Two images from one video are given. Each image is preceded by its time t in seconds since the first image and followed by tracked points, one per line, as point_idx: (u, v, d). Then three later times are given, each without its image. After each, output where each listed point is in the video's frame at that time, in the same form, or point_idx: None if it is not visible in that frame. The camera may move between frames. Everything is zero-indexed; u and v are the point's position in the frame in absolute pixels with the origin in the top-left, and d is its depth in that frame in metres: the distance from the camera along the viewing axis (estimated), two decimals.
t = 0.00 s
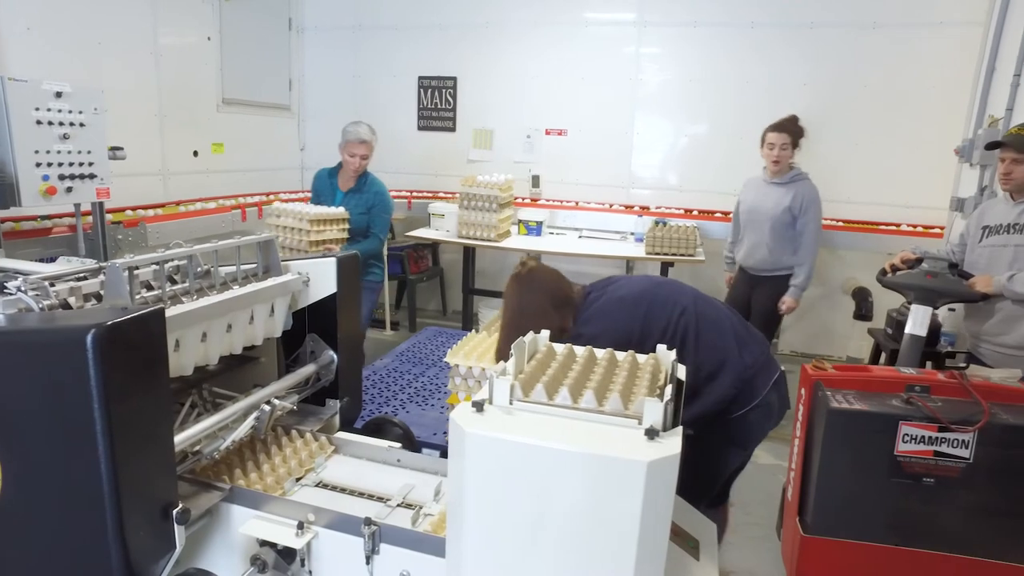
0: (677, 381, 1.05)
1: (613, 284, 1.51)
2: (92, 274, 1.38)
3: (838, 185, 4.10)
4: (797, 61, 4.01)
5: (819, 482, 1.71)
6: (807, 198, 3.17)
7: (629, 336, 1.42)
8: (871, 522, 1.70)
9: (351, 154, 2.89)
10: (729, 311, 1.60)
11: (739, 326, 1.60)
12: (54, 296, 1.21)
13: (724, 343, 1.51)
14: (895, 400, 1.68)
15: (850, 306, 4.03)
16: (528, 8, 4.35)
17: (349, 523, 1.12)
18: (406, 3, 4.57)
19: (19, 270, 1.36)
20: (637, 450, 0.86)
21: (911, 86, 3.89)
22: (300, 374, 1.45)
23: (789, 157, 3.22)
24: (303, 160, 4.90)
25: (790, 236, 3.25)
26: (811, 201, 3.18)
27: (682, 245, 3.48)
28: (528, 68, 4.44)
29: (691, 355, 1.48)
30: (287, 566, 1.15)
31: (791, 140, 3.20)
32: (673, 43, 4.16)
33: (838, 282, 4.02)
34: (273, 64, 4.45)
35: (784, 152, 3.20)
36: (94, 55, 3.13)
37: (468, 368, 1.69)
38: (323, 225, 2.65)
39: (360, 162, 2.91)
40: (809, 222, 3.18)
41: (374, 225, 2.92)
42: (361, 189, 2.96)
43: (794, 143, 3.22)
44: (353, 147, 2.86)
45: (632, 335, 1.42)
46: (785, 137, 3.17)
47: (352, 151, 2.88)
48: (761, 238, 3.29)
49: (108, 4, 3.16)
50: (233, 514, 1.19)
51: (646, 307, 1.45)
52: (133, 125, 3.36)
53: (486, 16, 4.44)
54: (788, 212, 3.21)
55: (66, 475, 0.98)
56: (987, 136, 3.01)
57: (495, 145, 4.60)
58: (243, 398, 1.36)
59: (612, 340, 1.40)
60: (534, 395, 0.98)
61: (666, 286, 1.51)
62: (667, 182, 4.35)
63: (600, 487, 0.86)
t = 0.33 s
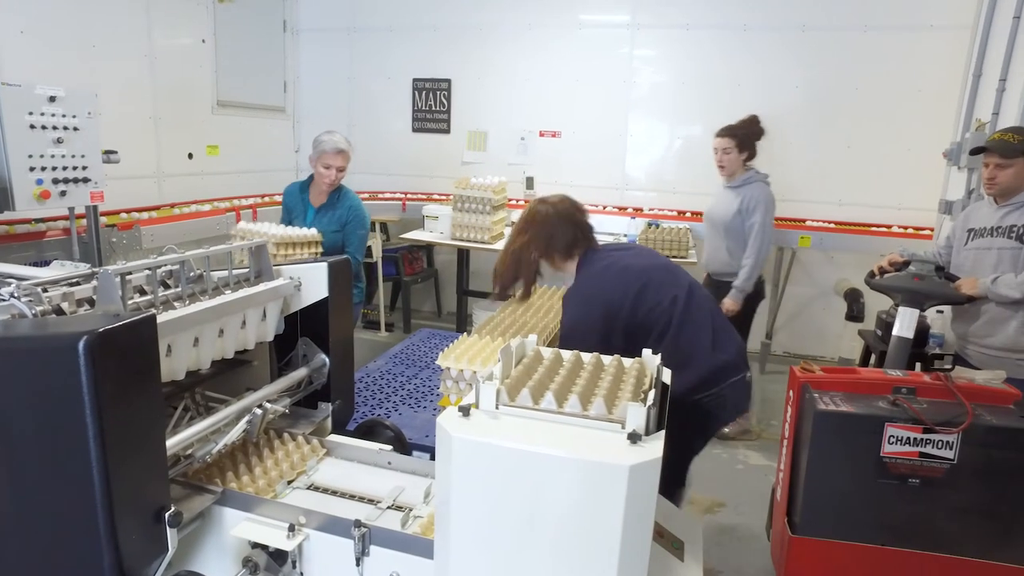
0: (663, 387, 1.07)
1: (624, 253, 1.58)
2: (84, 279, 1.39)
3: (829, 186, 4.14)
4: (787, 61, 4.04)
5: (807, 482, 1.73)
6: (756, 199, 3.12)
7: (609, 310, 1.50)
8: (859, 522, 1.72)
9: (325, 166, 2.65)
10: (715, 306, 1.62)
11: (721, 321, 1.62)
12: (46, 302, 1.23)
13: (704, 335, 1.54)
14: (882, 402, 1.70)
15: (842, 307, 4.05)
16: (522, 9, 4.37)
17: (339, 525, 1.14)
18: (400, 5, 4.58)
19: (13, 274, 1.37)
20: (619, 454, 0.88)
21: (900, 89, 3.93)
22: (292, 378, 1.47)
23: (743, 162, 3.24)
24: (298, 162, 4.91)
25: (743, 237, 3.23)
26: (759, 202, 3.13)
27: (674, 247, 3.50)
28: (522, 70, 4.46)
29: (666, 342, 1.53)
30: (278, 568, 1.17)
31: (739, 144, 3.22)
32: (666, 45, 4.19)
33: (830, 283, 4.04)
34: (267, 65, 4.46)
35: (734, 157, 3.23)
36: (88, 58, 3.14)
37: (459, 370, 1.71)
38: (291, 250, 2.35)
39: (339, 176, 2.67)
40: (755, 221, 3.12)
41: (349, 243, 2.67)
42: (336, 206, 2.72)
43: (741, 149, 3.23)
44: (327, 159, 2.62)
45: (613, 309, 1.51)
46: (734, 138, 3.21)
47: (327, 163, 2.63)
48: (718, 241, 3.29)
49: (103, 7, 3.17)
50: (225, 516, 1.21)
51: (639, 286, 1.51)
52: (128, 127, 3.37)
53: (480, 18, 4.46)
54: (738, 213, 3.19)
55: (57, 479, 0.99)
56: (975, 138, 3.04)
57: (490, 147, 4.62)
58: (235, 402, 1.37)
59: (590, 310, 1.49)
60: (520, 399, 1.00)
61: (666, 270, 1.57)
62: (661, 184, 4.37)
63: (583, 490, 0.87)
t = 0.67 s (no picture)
0: (663, 389, 1.09)
1: (638, 234, 1.91)
2: (86, 283, 1.40)
3: (826, 187, 4.16)
4: (784, 63, 4.07)
5: (803, 483, 1.75)
6: (698, 198, 3.13)
7: (608, 277, 1.87)
8: (855, 522, 1.73)
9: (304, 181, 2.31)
10: (702, 295, 1.95)
11: (702, 309, 1.95)
12: (48, 306, 1.24)
13: (678, 316, 1.87)
14: (878, 404, 1.71)
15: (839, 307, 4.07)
16: (521, 11, 4.38)
17: (340, 527, 1.14)
18: (397, 5, 4.59)
19: (14, 278, 1.37)
20: (619, 457, 0.89)
21: (896, 91, 3.95)
22: (292, 380, 1.47)
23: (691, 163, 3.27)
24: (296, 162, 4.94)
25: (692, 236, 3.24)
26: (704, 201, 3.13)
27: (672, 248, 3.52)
28: (520, 71, 4.47)
29: (649, 312, 1.87)
30: (280, 570, 1.17)
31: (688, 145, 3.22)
32: (665, 47, 4.20)
33: (826, 283, 4.06)
34: (265, 66, 4.46)
35: (682, 156, 3.27)
36: (86, 60, 3.13)
37: (459, 372, 1.72)
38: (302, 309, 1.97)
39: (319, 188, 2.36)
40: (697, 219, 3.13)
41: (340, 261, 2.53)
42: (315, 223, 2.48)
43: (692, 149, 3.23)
44: (305, 171, 2.29)
45: (610, 276, 1.87)
46: (681, 138, 3.21)
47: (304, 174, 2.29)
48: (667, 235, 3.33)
49: (100, 8, 3.17)
50: (226, 518, 1.22)
51: (637, 261, 1.85)
52: (126, 129, 3.37)
53: (478, 19, 4.46)
54: (683, 211, 3.21)
55: (59, 482, 1.00)
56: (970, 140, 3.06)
57: (488, 148, 4.63)
58: (236, 404, 1.38)
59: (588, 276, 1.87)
60: (520, 402, 1.01)
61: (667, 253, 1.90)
62: (659, 186, 4.38)
63: (581, 493, 0.88)
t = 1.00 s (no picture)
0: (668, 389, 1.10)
1: (636, 228, 1.99)
2: (93, 284, 1.41)
3: (827, 187, 4.17)
4: (783, 64, 4.08)
5: (806, 485, 1.75)
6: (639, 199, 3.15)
7: (605, 268, 1.98)
8: (858, 526, 1.74)
9: (328, 215, 2.21)
10: (692, 288, 2.02)
11: (690, 302, 2.02)
12: (57, 306, 1.24)
13: (668, 304, 1.96)
14: (880, 406, 1.72)
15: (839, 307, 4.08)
16: (522, 11, 4.38)
17: (349, 527, 1.15)
18: (398, 5, 4.59)
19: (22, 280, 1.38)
20: (628, 458, 0.90)
21: (895, 92, 3.97)
22: (298, 381, 1.48)
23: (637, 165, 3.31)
24: (297, 162, 4.95)
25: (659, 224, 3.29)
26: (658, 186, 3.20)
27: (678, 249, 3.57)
28: (521, 71, 4.47)
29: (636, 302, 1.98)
30: (288, 569, 1.18)
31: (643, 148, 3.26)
32: (667, 47, 4.21)
33: (827, 283, 4.07)
34: (266, 66, 4.46)
35: (631, 159, 3.31)
36: (88, 60, 3.13)
37: (463, 373, 1.72)
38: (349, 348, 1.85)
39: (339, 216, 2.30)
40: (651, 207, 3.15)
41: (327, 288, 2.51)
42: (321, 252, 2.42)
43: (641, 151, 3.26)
44: (328, 205, 2.18)
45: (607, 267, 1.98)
46: (630, 142, 3.26)
47: (333, 210, 2.21)
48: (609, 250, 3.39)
49: (102, 9, 3.17)
50: (235, 518, 1.22)
51: (630, 254, 1.96)
52: (128, 130, 3.38)
53: (480, 20, 4.47)
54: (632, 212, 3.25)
55: (69, 482, 1.00)
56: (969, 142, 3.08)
57: (489, 148, 4.63)
58: (244, 404, 1.39)
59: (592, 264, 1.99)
60: (528, 403, 1.02)
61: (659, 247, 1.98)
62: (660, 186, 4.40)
63: (592, 495, 0.89)
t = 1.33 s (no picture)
0: (677, 388, 1.09)
1: (630, 216, 2.26)
2: (102, 283, 1.42)
3: (830, 187, 4.18)
4: (785, 64, 4.10)
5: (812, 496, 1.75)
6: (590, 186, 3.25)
7: (611, 254, 2.20)
8: (865, 538, 1.74)
9: (351, 234, 2.23)
10: (687, 264, 2.36)
11: (686, 276, 2.36)
12: (67, 306, 1.25)
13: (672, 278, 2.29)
14: (888, 418, 1.72)
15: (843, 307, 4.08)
16: (525, 11, 4.39)
17: (359, 526, 1.15)
18: (401, 5, 4.59)
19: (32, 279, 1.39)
20: (640, 457, 0.91)
21: (897, 92, 3.98)
22: (306, 380, 1.48)
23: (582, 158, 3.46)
24: (300, 162, 4.96)
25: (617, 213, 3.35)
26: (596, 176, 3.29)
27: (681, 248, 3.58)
28: (525, 71, 4.48)
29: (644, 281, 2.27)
30: (298, 568, 1.18)
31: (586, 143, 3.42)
32: (670, 47, 4.22)
33: (829, 283, 4.07)
34: (270, 66, 4.47)
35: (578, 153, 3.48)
36: (91, 59, 3.13)
37: (470, 372, 1.72)
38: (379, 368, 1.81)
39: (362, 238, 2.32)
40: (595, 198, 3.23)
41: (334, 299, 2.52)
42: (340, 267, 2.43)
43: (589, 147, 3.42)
44: (351, 224, 2.21)
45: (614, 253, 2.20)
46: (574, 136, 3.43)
47: (357, 230, 2.23)
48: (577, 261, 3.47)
49: (106, 8, 3.17)
50: (245, 517, 1.22)
51: (635, 239, 2.21)
52: (132, 129, 3.38)
53: (483, 20, 4.47)
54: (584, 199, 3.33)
55: (83, 480, 1.00)
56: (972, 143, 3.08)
57: (492, 148, 4.64)
58: (253, 404, 1.38)
59: (600, 251, 2.19)
60: (540, 403, 1.02)
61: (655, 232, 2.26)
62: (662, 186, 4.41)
63: (606, 496, 0.90)
